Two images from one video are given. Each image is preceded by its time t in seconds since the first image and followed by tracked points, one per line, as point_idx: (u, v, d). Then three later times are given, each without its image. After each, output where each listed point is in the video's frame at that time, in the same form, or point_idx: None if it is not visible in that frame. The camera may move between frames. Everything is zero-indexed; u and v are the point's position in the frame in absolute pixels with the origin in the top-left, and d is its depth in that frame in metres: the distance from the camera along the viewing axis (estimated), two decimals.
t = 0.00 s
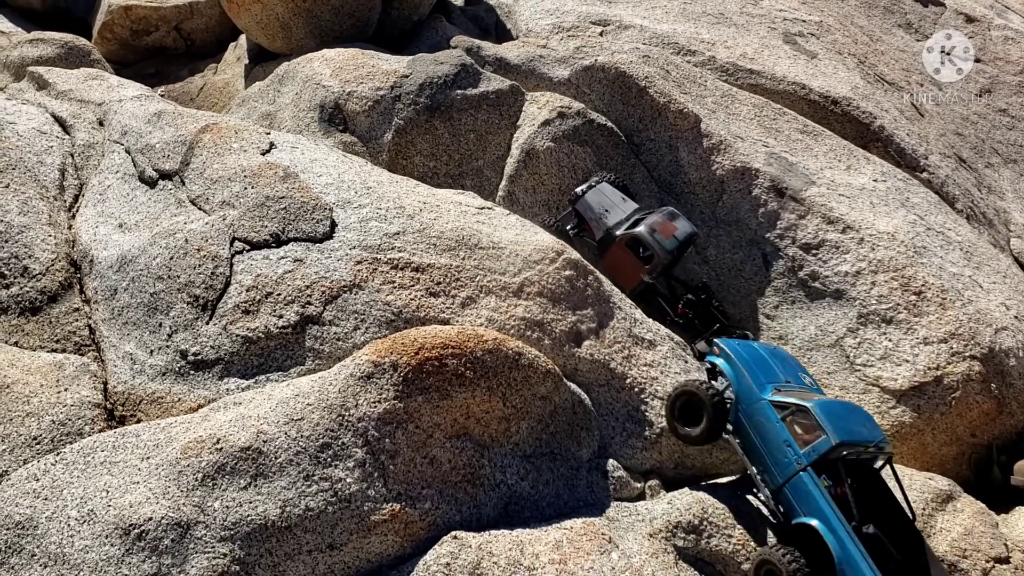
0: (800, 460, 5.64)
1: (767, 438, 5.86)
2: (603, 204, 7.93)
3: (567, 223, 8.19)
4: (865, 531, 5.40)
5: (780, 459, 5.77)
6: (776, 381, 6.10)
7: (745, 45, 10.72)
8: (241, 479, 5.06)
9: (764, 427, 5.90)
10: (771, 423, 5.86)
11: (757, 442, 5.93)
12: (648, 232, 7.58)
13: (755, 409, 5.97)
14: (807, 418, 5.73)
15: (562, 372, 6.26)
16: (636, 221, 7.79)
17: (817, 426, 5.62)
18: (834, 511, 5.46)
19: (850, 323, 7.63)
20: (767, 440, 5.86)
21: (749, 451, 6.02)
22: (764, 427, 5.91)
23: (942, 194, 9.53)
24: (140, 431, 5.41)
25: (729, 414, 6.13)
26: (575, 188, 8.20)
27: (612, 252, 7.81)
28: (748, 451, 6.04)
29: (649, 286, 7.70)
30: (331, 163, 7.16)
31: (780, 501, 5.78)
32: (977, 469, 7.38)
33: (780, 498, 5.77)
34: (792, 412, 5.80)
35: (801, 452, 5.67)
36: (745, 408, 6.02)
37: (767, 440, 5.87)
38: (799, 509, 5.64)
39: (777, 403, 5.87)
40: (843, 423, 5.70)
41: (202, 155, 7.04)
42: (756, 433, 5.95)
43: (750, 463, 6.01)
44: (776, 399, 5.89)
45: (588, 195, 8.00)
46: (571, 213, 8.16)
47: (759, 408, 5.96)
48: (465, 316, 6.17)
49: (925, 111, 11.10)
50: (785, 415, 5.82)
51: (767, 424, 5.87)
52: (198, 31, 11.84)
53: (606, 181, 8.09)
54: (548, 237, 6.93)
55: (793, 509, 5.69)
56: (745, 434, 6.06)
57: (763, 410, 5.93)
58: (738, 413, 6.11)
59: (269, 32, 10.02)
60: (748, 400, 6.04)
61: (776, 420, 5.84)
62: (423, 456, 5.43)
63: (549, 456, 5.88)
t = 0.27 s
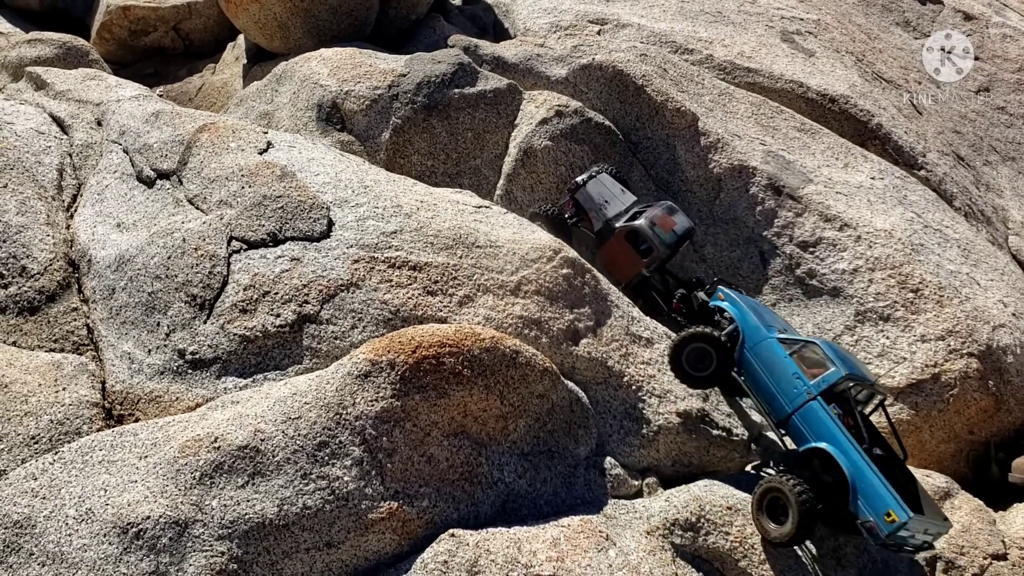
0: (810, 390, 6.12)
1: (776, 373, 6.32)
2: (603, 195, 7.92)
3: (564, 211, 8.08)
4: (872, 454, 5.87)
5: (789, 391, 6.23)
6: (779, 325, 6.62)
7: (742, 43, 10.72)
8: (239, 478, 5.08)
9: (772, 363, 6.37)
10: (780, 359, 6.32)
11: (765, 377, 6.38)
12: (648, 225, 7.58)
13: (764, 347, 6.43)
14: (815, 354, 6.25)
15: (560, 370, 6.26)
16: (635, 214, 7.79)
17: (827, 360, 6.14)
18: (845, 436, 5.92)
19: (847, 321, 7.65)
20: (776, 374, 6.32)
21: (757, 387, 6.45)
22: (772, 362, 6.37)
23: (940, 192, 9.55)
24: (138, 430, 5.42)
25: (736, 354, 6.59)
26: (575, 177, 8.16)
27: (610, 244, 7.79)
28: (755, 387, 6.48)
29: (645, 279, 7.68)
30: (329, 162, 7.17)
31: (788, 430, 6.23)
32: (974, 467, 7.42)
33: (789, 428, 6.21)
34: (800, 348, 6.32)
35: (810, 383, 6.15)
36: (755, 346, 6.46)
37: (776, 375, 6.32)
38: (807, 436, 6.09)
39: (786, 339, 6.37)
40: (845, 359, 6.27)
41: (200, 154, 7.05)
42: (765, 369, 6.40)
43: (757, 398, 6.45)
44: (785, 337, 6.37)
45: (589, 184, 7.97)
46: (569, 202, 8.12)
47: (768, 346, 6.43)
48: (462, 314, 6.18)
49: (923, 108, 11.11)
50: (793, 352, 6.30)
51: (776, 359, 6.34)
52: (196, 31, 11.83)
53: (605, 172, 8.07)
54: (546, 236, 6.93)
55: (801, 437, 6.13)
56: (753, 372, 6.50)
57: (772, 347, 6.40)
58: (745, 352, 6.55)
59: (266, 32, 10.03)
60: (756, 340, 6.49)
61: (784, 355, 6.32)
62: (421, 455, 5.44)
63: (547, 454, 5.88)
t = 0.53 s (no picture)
0: (813, 381, 6.20)
1: (778, 364, 6.38)
2: (600, 187, 7.93)
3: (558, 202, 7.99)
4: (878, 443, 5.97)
5: (792, 382, 6.30)
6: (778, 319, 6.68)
7: (737, 42, 10.73)
8: (234, 477, 5.07)
9: (775, 356, 6.42)
10: (782, 351, 6.39)
11: (768, 369, 6.42)
12: (643, 219, 7.57)
13: (766, 339, 6.47)
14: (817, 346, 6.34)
15: (555, 369, 6.26)
16: (631, 207, 7.79)
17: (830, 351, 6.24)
18: (850, 425, 6.01)
19: (842, 319, 7.65)
20: (778, 366, 6.38)
21: (758, 379, 6.50)
22: (774, 355, 6.42)
23: (935, 190, 9.57)
24: (133, 429, 5.42)
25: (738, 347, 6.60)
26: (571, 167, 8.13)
27: (605, 236, 7.80)
28: (756, 379, 6.52)
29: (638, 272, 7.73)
30: (324, 161, 7.16)
31: (791, 421, 6.30)
32: (970, 464, 7.42)
33: (792, 418, 6.28)
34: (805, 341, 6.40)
35: (814, 374, 6.23)
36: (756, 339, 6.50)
37: (778, 367, 6.38)
38: (812, 426, 6.17)
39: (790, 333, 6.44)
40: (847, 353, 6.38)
41: (195, 154, 7.05)
42: (767, 362, 6.44)
43: (758, 389, 6.50)
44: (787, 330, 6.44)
45: (586, 176, 7.95)
46: (565, 192, 8.08)
47: (770, 340, 6.47)
48: (458, 313, 6.18)
49: (918, 107, 11.12)
50: (796, 344, 6.38)
51: (778, 351, 6.40)
52: (191, 30, 11.82)
53: (602, 163, 8.07)
54: (541, 234, 6.93)
55: (805, 427, 6.20)
56: (754, 364, 6.53)
57: (774, 340, 6.45)
58: (747, 344, 6.58)
59: (262, 31, 10.02)
60: (758, 332, 6.53)
61: (787, 347, 6.39)
62: (416, 454, 5.44)
63: (543, 453, 5.88)
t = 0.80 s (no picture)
0: (774, 385, 6.21)
1: (740, 370, 6.39)
2: (584, 181, 7.88)
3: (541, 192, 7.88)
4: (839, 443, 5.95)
5: (755, 387, 6.31)
6: (741, 323, 6.70)
7: (718, 44, 10.78)
8: (216, 479, 5.05)
9: (736, 361, 6.43)
10: (743, 356, 6.40)
11: (730, 375, 6.44)
12: (627, 215, 7.57)
13: (727, 345, 6.49)
14: (777, 349, 6.34)
15: (537, 370, 6.27)
16: (614, 203, 7.78)
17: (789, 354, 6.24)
18: (812, 428, 6.01)
19: (822, 319, 7.71)
20: (739, 372, 6.39)
21: (722, 385, 6.51)
22: (735, 361, 6.44)
23: (913, 192, 9.66)
24: (114, 431, 5.38)
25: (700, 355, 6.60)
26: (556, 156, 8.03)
27: (587, 230, 7.81)
28: (720, 386, 6.52)
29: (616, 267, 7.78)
30: (306, 162, 7.15)
31: (756, 426, 6.30)
32: (947, 463, 7.50)
33: (756, 424, 6.30)
34: (764, 344, 6.40)
35: (774, 378, 6.24)
36: (717, 345, 6.52)
37: (740, 373, 6.39)
38: (776, 430, 6.17)
39: (748, 337, 6.45)
40: (808, 352, 6.36)
41: (175, 154, 7.01)
42: (729, 368, 6.45)
43: (723, 396, 6.50)
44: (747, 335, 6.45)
45: (571, 168, 7.88)
46: (547, 183, 7.96)
47: (730, 346, 6.48)
48: (440, 314, 6.18)
49: (896, 109, 11.22)
50: (756, 349, 6.39)
51: (738, 356, 6.42)
52: (170, 29, 11.76)
53: (586, 156, 8.01)
54: (523, 235, 6.94)
55: (770, 432, 6.20)
56: (718, 371, 6.53)
57: (735, 345, 6.47)
58: (709, 351, 6.59)
59: (242, 31, 9.98)
60: (718, 338, 6.55)
61: (746, 352, 6.40)
62: (399, 455, 5.44)
63: (525, 453, 5.89)
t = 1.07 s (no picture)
0: (775, 379, 6.25)
1: (740, 363, 6.42)
2: (594, 174, 7.90)
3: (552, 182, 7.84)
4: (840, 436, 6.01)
5: (755, 381, 6.34)
6: (739, 316, 6.71)
7: (721, 45, 10.77)
8: (221, 481, 5.05)
9: (736, 355, 6.45)
10: (743, 350, 6.42)
11: (730, 368, 6.47)
12: (636, 210, 7.57)
13: (727, 339, 6.51)
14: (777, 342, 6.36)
15: (542, 371, 6.27)
16: (623, 198, 7.81)
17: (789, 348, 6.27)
18: (813, 422, 6.06)
19: (826, 321, 7.71)
20: (739, 365, 6.42)
21: (722, 379, 6.54)
22: (736, 354, 6.45)
23: (916, 193, 9.65)
24: (118, 433, 5.39)
25: (700, 348, 6.62)
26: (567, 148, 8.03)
27: (594, 223, 7.78)
28: (720, 380, 6.56)
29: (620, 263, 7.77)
30: (310, 163, 7.15)
31: (757, 419, 6.35)
32: (951, 464, 7.51)
33: (757, 417, 6.33)
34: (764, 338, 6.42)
35: (774, 372, 6.27)
36: (717, 339, 6.54)
37: (740, 367, 6.42)
38: (776, 424, 6.22)
39: (749, 331, 6.46)
40: (808, 346, 6.39)
41: (179, 155, 7.01)
42: (729, 362, 6.47)
43: (723, 389, 6.54)
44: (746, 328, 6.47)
45: (582, 159, 7.88)
46: (557, 173, 7.92)
47: (730, 339, 6.50)
48: (445, 316, 6.18)
49: (899, 110, 11.20)
50: (756, 342, 6.41)
51: (739, 350, 6.44)
52: (174, 30, 11.76)
53: (597, 152, 8.04)
54: (527, 236, 6.94)
55: (770, 425, 6.25)
56: (717, 365, 6.56)
57: (735, 339, 6.48)
58: (708, 345, 6.61)
59: (245, 32, 9.98)
60: (718, 331, 6.56)
61: (747, 345, 6.42)
62: (403, 457, 5.43)
63: (529, 455, 5.89)
